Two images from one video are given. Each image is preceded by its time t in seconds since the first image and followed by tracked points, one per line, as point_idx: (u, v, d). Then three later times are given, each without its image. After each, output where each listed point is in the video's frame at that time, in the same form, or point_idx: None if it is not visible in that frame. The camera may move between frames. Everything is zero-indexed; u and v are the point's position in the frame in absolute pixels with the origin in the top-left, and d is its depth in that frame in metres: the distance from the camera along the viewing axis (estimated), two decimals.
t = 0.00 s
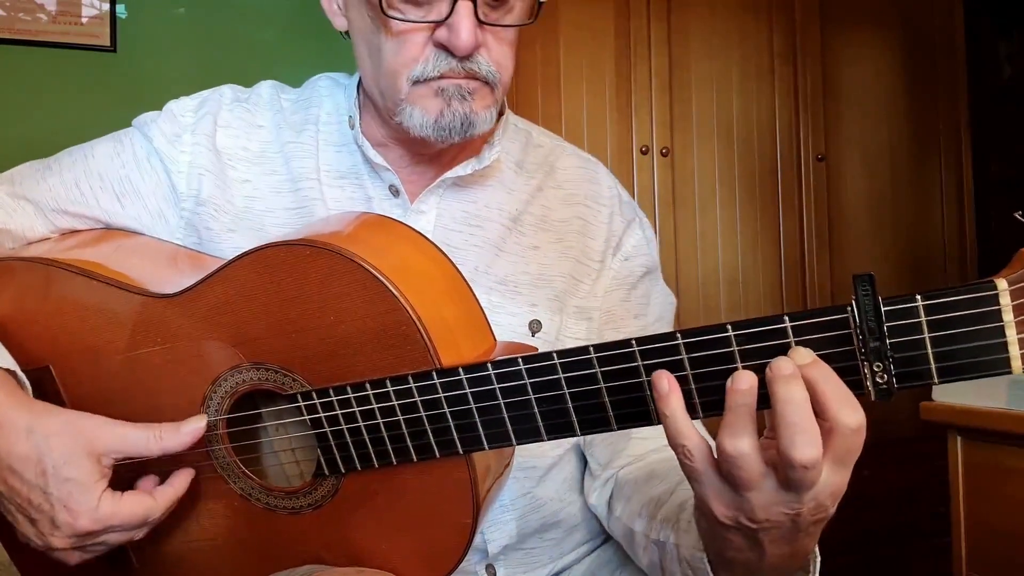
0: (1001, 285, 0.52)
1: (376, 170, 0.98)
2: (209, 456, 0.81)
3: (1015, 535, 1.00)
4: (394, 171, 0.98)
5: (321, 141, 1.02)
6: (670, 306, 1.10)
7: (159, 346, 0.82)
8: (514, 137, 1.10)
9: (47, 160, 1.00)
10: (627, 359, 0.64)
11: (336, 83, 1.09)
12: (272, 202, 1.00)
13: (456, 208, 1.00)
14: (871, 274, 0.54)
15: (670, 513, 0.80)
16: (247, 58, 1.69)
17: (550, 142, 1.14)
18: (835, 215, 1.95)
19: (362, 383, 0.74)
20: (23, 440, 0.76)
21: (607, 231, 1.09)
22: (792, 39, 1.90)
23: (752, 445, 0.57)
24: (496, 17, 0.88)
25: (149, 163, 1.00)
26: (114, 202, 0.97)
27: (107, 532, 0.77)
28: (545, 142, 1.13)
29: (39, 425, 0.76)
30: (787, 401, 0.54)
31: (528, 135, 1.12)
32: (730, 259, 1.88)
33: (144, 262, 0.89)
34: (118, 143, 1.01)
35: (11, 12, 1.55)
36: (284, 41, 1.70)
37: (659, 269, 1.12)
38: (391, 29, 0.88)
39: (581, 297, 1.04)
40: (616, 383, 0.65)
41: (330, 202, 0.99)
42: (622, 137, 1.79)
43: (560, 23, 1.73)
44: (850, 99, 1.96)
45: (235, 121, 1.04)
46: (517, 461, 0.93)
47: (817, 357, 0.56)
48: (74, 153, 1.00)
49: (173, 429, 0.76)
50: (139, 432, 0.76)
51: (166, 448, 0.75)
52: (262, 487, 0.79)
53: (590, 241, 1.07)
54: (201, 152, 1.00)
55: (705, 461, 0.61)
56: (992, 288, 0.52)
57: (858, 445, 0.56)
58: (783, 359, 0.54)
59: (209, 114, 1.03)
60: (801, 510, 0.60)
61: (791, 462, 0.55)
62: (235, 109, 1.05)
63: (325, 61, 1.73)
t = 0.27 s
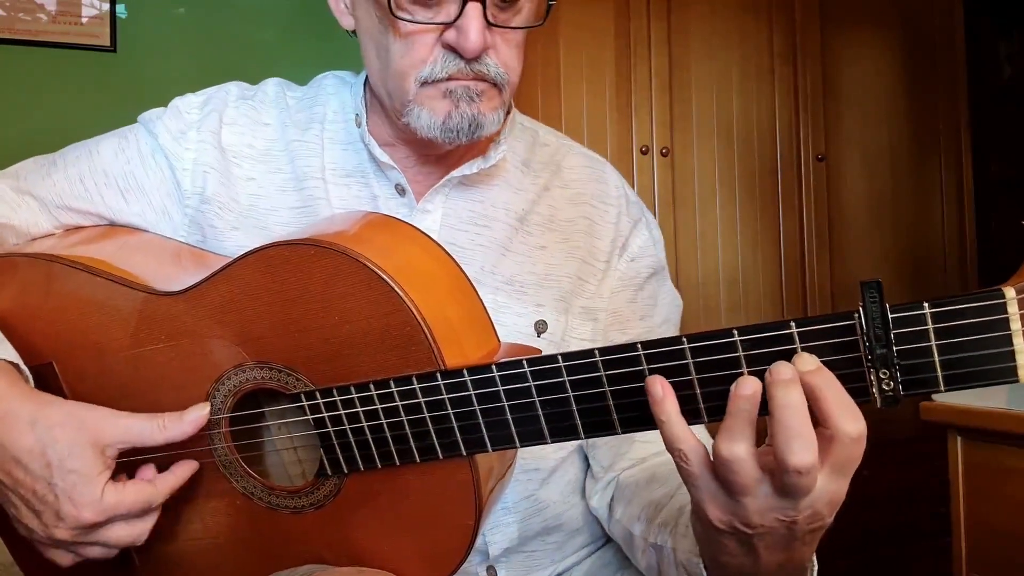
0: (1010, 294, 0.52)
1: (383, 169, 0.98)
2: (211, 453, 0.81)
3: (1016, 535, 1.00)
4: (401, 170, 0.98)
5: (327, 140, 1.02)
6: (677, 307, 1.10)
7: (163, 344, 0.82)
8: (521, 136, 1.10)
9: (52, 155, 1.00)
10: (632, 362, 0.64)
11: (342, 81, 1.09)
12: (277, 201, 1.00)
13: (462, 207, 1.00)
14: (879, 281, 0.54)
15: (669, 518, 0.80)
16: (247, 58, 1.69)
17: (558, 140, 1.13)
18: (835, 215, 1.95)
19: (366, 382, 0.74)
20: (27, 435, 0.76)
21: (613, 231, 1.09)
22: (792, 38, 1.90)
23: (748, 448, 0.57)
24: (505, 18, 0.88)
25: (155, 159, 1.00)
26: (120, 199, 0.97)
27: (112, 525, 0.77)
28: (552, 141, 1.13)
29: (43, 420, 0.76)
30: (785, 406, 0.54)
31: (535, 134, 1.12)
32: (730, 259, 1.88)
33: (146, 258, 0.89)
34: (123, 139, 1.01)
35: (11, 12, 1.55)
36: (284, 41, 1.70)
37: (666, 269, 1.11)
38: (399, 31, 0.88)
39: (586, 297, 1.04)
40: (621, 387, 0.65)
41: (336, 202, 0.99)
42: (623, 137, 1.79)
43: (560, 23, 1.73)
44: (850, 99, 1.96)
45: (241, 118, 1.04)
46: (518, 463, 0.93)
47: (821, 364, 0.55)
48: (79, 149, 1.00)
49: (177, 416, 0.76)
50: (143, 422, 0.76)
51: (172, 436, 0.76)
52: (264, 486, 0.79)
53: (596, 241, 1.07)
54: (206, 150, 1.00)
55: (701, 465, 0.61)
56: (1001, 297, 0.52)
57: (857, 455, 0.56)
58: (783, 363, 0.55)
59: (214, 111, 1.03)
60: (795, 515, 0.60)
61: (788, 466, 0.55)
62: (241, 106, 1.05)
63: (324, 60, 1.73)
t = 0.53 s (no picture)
0: (1017, 295, 0.52)
1: (391, 168, 0.98)
2: (215, 451, 0.82)
3: (1015, 534, 1.01)
4: (409, 170, 0.98)
5: (336, 138, 1.02)
6: (683, 311, 1.11)
7: (169, 342, 0.82)
8: (531, 136, 1.10)
9: (63, 152, 1.00)
10: (637, 362, 0.64)
11: (352, 79, 1.09)
12: (284, 199, 1.00)
13: (470, 207, 1.00)
14: (886, 281, 0.54)
15: (648, 516, 0.81)
16: (247, 58, 1.69)
17: (568, 141, 1.14)
18: (836, 214, 1.95)
19: (372, 379, 0.75)
20: (32, 432, 0.76)
21: (622, 233, 1.09)
22: (792, 38, 1.91)
23: (735, 437, 0.58)
24: (519, 20, 0.88)
25: (164, 157, 1.00)
26: (129, 197, 0.98)
27: (120, 529, 0.77)
28: (562, 141, 1.13)
29: (49, 417, 0.76)
30: (778, 397, 0.54)
31: (545, 134, 1.12)
32: (730, 259, 1.88)
33: (155, 257, 0.89)
34: (133, 136, 1.01)
35: (11, 12, 1.56)
36: (284, 41, 1.70)
37: (674, 272, 1.11)
38: (415, 33, 0.88)
39: (592, 299, 1.04)
40: (625, 386, 0.65)
41: (344, 201, 0.99)
42: (623, 137, 1.79)
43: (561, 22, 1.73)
44: (850, 99, 1.96)
45: (251, 116, 1.04)
46: (522, 464, 0.93)
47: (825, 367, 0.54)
48: (89, 146, 1.00)
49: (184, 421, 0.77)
50: (153, 425, 0.77)
51: (179, 441, 0.76)
52: (268, 484, 0.79)
53: (604, 243, 1.07)
54: (215, 147, 1.00)
55: (687, 452, 0.61)
56: (1008, 298, 0.52)
57: (846, 459, 0.57)
58: (782, 358, 0.55)
59: (224, 109, 1.03)
60: (772, 509, 0.60)
61: (772, 455, 0.56)
62: (250, 104, 1.05)
63: (324, 60, 1.73)
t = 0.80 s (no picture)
0: (1006, 275, 0.53)
1: (397, 170, 0.98)
2: (214, 447, 0.82)
3: (1015, 532, 1.01)
4: (415, 172, 0.98)
5: (342, 138, 1.02)
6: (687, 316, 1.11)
7: (169, 338, 0.82)
8: (541, 137, 1.09)
9: (70, 151, 1.00)
10: (631, 350, 0.64)
11: (359, 78, 1.09)
12: (288, 200, 1.00)
13: (476, 210, 1.00)
14: (876, 263, 0.55)
15: (624, 509, 0.83)
16: (247, 58, 1.69)
17: (578, 143, 1.13)
18: (835, 214, 1.95)
19: (369, 373, 0.75)
20: (32, 431, 0.76)
21: (628, 238, 1.09)
22: (792, 38, 1.91)
23: (728, 409, 0.56)
24: (537, 19, 0.89)
25: (171, 156, 1.00)
26: (137, 197, 0.98)
27: (118, 531, 0.77)
28: (572, 143, 1.12)
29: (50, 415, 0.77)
30: (771, 369, 0.54)
31: (555, 136, 1.11)
32: (730, 259, 1.88)
33: (156, 256, 0.89)
34: (139, 135, 1.00)
35: (11, 12, 1.56)
36: (284, 42, 1.70)
37: (679, 279, 1.11)
38: (436, 31, 0.88)
39: (595, 305, 1.05)
40: (622, 374, 0.65)
41: (348, 201, 1.00)
42: (623, 137, 1.79)
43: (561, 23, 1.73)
44: (850, 99, 1.96)
45: (258, 116, 1.04)
46: (520, 466, 0.94)
47: (816, 349, 0.56)
48: (96, 145, 1.00)
49: (185, 430, 0.77)
50: (153, 433, 0.77)
51: (178, 451, 0.77)
52: (265, 481, 0.79)
53: (610, 248, 1.07)
54: (222, 147, 1.00)
55: (676, 423, 0.60)
56: (997, 279, 0.53)
57: (832, 443, 0.56)
58: (776, 337, 0.56)
59: (231, 108, 1.03)
60: (754, 489, 0.59)
61: (764, 427, 0.55)
62: (257, 103, 1.05)
63: (324, 60, 1.73)
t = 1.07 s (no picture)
0: (1004, 269, 0.52)
1: (397, 171, 0.98)
2: (213, 449, 0.81)
3: (1015, 532, 1.00)
4: (415, 174, 0.98)
5: (342, 139, 1.02)
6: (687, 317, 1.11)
7: (167, 338, 0.82)
8: (543, 138, 1.09)
9: (69, 151, 1.00)
10: (629, 347, 0.64)
11: (361, 79, 1.09)
12: (287, 201, 1.00)
13: (476, 211, 0.99)
14: (873, 258, 0.55)
15: (617, 507, 0.83)
16: (247, 58, 1.69)
17: (580, 144, 1.13)
18: (835, 214, 1.95)
19: (366, 372, 0.75)
20: (30, 427, 0.76)
21: (629, 240, 1.08)
22: (792, 38, 1.91)
23: (727, 400, 0.55)
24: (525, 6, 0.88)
25: (170, 156, 0.99)
26: (136, 198, 0.98)
27: (115, 522, 0.77)
28: (574, 144, 1.12)
29: (48, 412, 0.76)
30: (773, 360, 0.54)
31: (557, 137, 1.11)
32: (730, 258, 1.88)
33: (154, 256, 0.89)
34: (139, 135, 1.00)
35: (11, 12, 1.56)
36: (283, 42, 1.70)
37: (680, 282, 1.11)
38: (414, 16, 0.88)
39: (595, 307, 1.04)
40: (619, 372, 0.65)
41: (348, 202, 1.00)
42: (623, 137, 1.79)
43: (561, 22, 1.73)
44: (850, 99, 1.96)
45: (258, 116, 1.04)
46: (519, 468, 0.94)
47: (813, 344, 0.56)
48: (96, 145, 1.00)
49: (182, 418, 0.76)
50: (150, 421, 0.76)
51: (176, 438, 0.75)
52: (264, 481, 0.79)
53: (611, 249, 1.07)
54: (221, 148, 0.99)
55: (674, 415, 0.59)
56: (995, 273, 0.53)
57: (830, 439, 0.56)
58: (778, 329, 0.56)
59: (231, 109, 1.03)
60: (750, 483, 0.59)
61: (763, 418, 0.54)
62: (257, 103, 1.05)
63: (323, 59, 1.73)
